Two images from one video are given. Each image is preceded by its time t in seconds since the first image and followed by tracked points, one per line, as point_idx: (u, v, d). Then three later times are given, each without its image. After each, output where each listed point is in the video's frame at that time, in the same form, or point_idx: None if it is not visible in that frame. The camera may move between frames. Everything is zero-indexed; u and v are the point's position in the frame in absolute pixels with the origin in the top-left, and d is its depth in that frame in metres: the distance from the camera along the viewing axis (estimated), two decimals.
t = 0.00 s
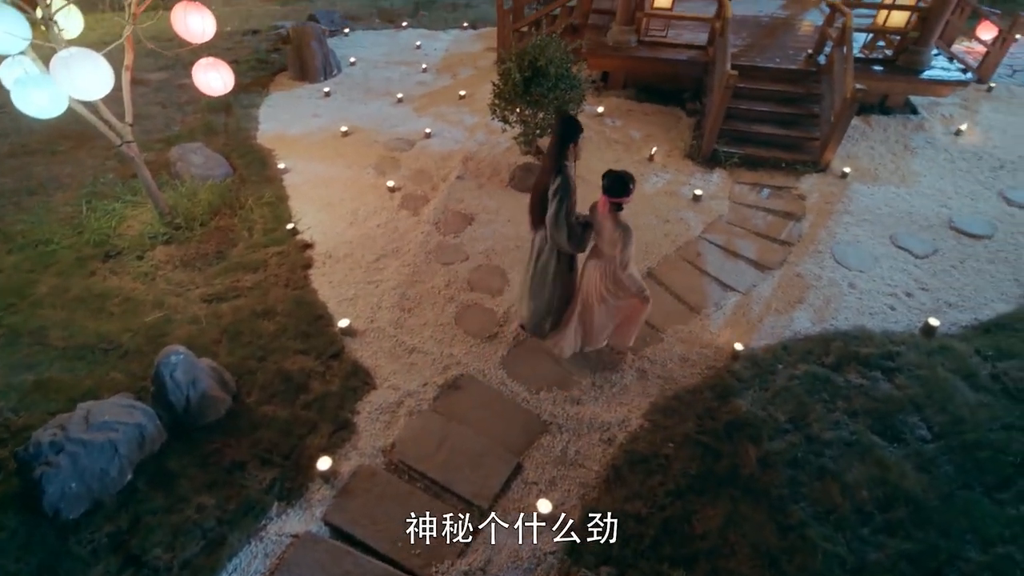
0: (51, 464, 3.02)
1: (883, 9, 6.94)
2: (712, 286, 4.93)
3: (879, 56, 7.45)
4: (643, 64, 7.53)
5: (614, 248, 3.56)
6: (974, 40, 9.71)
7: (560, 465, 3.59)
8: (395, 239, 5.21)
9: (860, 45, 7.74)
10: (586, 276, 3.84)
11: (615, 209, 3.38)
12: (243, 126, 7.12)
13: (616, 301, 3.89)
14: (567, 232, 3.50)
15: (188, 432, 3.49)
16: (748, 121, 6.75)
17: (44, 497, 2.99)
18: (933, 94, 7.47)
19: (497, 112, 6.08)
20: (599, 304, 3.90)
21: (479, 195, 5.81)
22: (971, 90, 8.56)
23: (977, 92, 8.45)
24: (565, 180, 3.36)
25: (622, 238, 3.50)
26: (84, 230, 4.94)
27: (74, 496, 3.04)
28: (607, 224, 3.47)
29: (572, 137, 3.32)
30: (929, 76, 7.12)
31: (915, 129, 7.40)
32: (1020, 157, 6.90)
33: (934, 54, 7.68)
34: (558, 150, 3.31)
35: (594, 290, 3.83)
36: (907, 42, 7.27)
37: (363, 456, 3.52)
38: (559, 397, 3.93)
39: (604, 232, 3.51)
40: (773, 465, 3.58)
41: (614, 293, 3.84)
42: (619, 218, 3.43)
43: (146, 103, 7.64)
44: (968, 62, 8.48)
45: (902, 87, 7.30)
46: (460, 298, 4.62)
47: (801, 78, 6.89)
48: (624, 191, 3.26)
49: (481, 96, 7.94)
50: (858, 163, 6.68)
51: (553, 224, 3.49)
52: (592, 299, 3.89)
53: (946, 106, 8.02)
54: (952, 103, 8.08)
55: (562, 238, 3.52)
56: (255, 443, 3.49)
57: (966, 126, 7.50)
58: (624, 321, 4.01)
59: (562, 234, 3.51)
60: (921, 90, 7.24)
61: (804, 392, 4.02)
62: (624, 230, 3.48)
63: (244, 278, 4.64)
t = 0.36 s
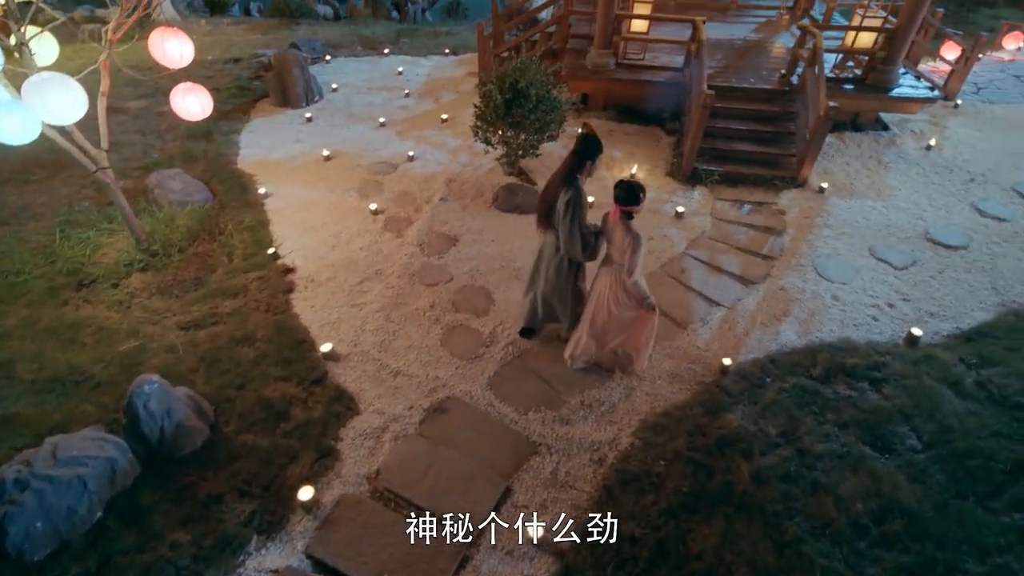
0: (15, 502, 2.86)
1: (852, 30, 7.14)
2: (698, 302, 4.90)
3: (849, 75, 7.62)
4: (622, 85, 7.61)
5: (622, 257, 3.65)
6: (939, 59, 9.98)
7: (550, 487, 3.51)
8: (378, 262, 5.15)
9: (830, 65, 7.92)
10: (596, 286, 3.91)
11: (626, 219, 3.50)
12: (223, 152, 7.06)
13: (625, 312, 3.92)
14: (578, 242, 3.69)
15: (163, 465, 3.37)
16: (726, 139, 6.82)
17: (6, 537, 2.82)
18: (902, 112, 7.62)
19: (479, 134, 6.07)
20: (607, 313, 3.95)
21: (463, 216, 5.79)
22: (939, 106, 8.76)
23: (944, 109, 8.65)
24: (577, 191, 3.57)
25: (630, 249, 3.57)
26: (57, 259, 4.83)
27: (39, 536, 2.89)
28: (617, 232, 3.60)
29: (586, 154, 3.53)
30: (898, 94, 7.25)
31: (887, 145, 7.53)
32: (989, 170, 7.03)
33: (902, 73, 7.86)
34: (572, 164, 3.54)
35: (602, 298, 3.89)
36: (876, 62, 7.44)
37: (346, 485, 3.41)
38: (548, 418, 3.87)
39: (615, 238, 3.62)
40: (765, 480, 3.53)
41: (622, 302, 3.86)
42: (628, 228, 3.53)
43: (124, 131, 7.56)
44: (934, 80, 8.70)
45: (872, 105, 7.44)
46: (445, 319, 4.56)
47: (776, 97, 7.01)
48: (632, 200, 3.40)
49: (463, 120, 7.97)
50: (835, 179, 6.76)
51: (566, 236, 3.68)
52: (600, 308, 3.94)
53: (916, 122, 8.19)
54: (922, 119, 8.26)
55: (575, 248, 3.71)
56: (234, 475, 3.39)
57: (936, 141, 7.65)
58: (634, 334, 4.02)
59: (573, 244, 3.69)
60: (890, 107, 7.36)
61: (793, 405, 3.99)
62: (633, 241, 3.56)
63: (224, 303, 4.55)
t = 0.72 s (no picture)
0: None
1: (824, 56, 7.32)
2: (686, 321, 4.87)
3: (825, 98, 7.77)
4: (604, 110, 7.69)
5: (639, 264, 3.59)
6: (910, 82, 10.19)
7: (541, 514, 3.41)
8: (363, 287, 5.08)
9: (805, 90, 8.06)
10: (613, 295, 3.86)
11: (642, 224, 3.47)
12: (207, 180, 7.00)
13: (643, 319, 3.86)
14: (603, 254, 3.64)
15: (139, 500, 3.25)
16: (708, 160, 6.87)
17: None
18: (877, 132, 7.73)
19: (464, 158, 6.07)
20: (623, 321, 3.89)
21: (450, 240, 5.75)
22: (912, 127, 8.92)
23: (917, 129, 8.80)
24: (604, 214, 3.55)
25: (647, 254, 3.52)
26: (32, 289, 4.71)
27: None
28: (630, 237, 3.56)
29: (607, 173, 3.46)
30: (873, 115, 7.37)
31: (864, 165, 7.63)
32: (964, 188, 7.14)
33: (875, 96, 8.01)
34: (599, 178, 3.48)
35: (621, 305, 3.83)
36: (849, 86, 7.61)
37: (331, 517, 3.30)
38: (538, 442, 3.78)
39: (629, 244, 3.59)
40: (761, 501, 3.46)
41: (640, 307, 3.80)
42: (643, 233, 3.50)
43: (105, 160, 7.48)
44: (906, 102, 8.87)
45: (849, 127, 7.56)
46: (432, 344, 4.49)
47: (755, 119, 7.10)
48: (648, 206, 3.38)
49: (448, 145, 7.99)
50: (816, 198, 6.82)
51: (593, 251, 3.66)
52: (618, 316, 3.89)
53: (891, 142, 8.33)
54: (896, 139, 8.40)
55: (600, 259, 3.67)
56: (213, 509, 3.27)
57: (912, 161, 7.78)
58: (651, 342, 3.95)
59: (598, 254, 3.65)
60: (865, 129, 7.45)
61: (785, 423, 3.95)
62: (649, 246, 3.51)
63: (204, 331, 4.45)
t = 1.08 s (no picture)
0: None
1: (801, 76, 7.42)
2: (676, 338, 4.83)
3: (804, 118, 7.84)
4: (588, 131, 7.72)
5: (653, 268, 3.78)
6: (886, 102, 10.37)
7: (532, 538, 3.32)
8: (349, 309, 5.00)
9: (784, 111, 8.15)
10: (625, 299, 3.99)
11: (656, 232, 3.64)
12: (190, 204, 6.92)
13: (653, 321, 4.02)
14: (616, 259, 3.76)
15: (113, 533, 3.13)
16: (692, 179, 6.89)
17: None
18: (856, 150, 7.81)
19: (451, 180, 6.04)
20: (635, 323, 4.04)
21: (437, 260, 5.70)
22: (889, 145, 9.04)
23: (894, 147, 8.93)
24: (616, 217, 3.62)
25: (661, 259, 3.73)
26: (7, 316, 4.59)
27: None
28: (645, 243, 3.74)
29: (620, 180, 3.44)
30: (852, 134, 7.42)
31: (845, 182, 7.70)
32: (943, 203, 7.22)
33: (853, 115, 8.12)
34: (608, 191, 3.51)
35: (634, 311, 3.99)
36: (827, 106, 7.69)
37: (314, 547, 3.19)
38: (529, 464, 3.70)
39: (643, 251, 3.78)
40: (756, 519, 3.39)
41: (653, 313, 3.99)
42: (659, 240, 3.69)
43: (86, 185, 7.39)
44: (882, 122, 9.00)
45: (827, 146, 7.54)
46: (419, 365, 4.41)
47: (737, 138, 7.15)
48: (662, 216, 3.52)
49: (435, 167, 7.98)
50: (799, 214, 6.85)
51: (605, 256, 3.75)
52: (629, 319, 4.03)
53: (870, 160, 8.43)
54: (874, 157, 8.50)
55: (612, 266, 3.78)
56: (192, 541, 3.15)
57: (891, 178, 7.86)
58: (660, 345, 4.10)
59: (611, 261, 3.76)
60: (844, 147, 7.50)
61: (779, 439, 3.89)
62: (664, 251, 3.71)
63: (184, 357, 4.35)
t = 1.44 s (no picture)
0: None
1: (777, 99, 7.53)
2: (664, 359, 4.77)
3: (782, 140, 7.93)
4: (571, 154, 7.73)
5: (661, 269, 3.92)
6: (859, 124, 10.56)
7: (522, 569, 3.20)
8: (332, 334, 4.91)
9: (762, 133, 8.24)
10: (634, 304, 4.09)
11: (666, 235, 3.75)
12: (170, 231, 6.82)
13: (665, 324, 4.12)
14: (625, 263, 3.87)
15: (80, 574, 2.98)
16: (675, 200, 6.91)
17: None
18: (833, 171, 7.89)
19: (435, 204, 6.00)
20: (648, 327, 4.14)
21: (422, 284, 5.63)
22: (865, 165, 9.17)
23: (870, 167, 9.05)
24: (623, 219, 3.71)
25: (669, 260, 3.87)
26: None
27: None
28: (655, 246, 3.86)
29: (623, 182, 3.57)
30: (829, 154, 7.51)
31: (824, 201, 7.76)
32: (920, 220, 7.30)
33: (829, 137, 8.23)
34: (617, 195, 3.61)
35: (643, 315, 4.10)
36: (804, 128, 7.79)
37: None
38: (518, 490, 3.59)
39: (651, 255, 3.91)
40: (751, 541, 3.31)
41: (660, 318, 4.11)
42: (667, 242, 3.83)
43: (62, 214, 7.25)
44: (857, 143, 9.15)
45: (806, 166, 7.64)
46: (404, 391, 4.31)
47: (718, 160, 7.20)
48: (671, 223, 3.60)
49: (419, 191, 7.95)
50: (781, 233, 6.88)
51: (614, 259, 3.85)
52: (641, 323, 4.13)
53: (847, 180, 8.53)
54: (851, 177, 8.60)
55: (623, 270, 3.88)
56: None
57: (868, 196, 7.95)
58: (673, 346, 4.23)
59: (620, 264, 3.87)
60: (822, 167, 7.57)
61: (770, 459, 3.83)
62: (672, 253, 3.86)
63: (160, 387, 4.22)
